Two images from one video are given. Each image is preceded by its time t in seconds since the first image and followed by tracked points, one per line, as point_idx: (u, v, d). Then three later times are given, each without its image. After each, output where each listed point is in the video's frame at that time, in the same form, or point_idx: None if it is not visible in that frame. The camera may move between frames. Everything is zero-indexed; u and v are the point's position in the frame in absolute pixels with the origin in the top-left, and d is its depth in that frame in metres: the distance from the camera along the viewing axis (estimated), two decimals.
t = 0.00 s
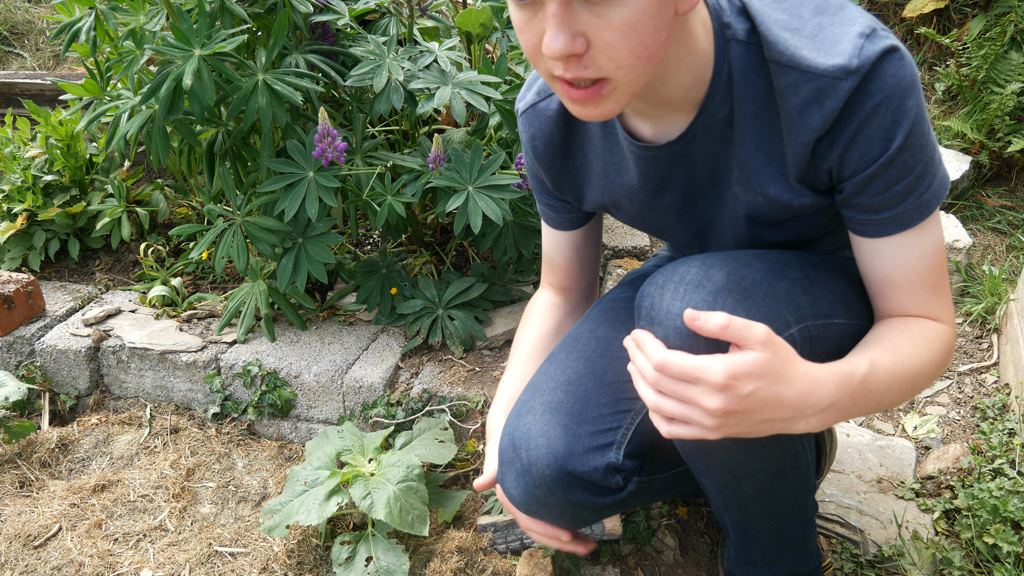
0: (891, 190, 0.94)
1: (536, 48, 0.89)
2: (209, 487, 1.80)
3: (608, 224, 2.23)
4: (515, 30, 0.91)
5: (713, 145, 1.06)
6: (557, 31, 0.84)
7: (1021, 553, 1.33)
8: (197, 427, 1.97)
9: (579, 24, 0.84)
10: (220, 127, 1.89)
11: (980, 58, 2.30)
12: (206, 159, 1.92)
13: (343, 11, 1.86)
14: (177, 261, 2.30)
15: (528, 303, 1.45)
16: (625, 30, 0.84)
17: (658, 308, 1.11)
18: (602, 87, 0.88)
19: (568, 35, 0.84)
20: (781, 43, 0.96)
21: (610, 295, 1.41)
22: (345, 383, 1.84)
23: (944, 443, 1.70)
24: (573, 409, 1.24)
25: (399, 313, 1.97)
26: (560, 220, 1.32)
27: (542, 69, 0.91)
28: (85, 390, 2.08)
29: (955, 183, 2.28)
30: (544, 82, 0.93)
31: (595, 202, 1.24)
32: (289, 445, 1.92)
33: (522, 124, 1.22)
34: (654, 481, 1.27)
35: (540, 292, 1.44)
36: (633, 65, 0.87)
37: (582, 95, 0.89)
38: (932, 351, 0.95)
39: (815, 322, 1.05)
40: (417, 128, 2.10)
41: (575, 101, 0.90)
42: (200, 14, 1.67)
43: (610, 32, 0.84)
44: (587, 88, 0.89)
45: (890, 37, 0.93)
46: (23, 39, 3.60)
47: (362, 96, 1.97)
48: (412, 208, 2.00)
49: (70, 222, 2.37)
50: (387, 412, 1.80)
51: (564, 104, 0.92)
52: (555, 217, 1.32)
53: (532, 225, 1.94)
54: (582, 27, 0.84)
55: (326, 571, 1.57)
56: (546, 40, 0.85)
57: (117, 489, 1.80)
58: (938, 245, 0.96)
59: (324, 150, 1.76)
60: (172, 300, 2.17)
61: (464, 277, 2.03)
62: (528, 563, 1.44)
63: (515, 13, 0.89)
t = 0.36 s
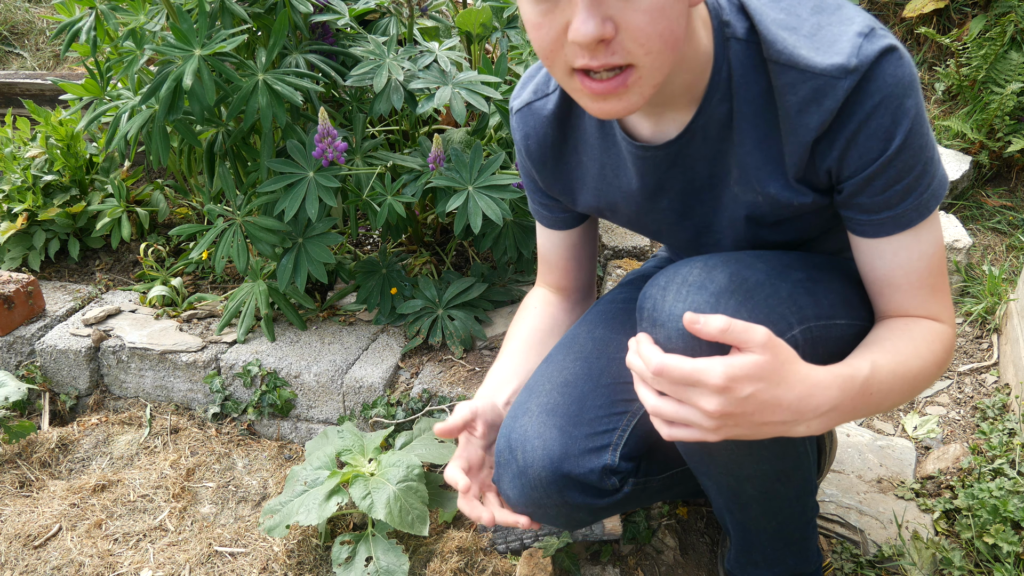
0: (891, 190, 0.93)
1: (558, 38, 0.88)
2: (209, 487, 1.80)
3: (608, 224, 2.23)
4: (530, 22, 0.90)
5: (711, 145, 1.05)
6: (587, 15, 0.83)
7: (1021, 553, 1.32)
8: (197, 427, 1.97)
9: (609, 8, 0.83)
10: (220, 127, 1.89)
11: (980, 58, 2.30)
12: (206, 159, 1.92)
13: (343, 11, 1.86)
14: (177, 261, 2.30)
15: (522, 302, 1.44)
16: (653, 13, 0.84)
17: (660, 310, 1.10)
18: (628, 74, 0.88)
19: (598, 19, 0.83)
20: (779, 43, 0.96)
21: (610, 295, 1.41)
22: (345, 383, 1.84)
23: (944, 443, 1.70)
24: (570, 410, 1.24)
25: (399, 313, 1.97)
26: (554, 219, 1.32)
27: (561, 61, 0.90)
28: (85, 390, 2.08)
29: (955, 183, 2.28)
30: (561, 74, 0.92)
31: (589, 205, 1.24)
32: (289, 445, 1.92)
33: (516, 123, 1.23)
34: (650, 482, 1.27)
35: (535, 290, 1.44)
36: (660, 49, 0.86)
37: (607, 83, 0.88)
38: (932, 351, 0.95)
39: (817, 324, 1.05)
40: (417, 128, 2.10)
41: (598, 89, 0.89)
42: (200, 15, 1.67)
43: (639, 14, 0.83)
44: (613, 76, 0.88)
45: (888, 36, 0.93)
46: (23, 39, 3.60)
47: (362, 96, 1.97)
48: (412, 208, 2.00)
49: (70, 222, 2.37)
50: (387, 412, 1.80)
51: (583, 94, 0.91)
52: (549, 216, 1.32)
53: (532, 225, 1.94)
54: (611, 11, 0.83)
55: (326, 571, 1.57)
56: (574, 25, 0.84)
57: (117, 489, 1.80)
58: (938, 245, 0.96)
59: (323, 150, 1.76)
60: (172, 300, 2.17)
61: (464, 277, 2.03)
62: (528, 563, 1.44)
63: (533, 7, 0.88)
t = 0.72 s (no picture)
0: (880, 183, 0.92)
1: (564, 35, 0.88)
2: (209, 487, 1.80)
3: (608, 224, 2.23)
4: (534, 19, 0.90)
5: (704, 143, 1.05)
6: (595, 12, 0.83)
7: (1021, 553, 1.32)
8: (197, 427, 1.97)
9: (616, 3, 0.83)
10: (220, 127, 1.89)
11: (980, 58, 2.30)
12: (206, 159, 1.92)
13: (344, 11, 1.85)
14: (177, 261, 2.30)
15: (512, 291, 1.44)
16: (659, 7, 0.84)
17: (652, 308, 1.09)
18: (634, 70, 0.88)
19: (606, 15, 0.83)
20: (766, 40, 0.96)
21: (610, 294, 1.42)
22: (345, 383, 1.84)
23: (944, 443, 1.70)
24: (572, 406, 1.24)
25: (400, 313, 1.97)
26: (542, 211, 1.32)
27: (566, 59, 0.90)
28: (84, 390, 2.07)
29: (955, 183, 2.28)
30: (565, 71, 0.92)
31: (582, 206, 1.23)
32: (289, 445, 1.92)
33: (510, 117, 1.23)
34: (653, 479, 1.25)
35: (523, 278, 1.43)
36: (666, 43, 0.87)
37: (613, 80, 0.89)
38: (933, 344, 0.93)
39: (812, 321, 1.05)
40: (417, 128, 2.10)
41: (603, 85, 0.89)
42: (200, 15, 1.67)
43: (646, 7, 0.83)
44: (618, 73, 0.88)
45: (873, 27, 0.94)
46: (23, 39, 3.60)
47: (362, 96, 1.97)
48: (412, 208, 2.00)
49: (70, 222, 2.37)
50: (387, 412, 1.80)
51: (589, 91, 0.91)
52: (536, 208, 1.32)
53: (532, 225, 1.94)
54: (618, 6, 0.83)
55: (326, 571, 1.57)
56: (582, 22, 0.84)
57: (117, 489, 1.80)
58: (938, 233, 0.93)
59: (324, 150, 1.76)
60: (172, 300, 2.17)
61: (464, 277, 2.03)
62: (528, 563, 1.44)
63: (537, 5, 0.88)
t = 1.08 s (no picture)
0: (873, 174, 0.92)
1: (553, 32, 0.88)
2: (209, 487, 1.80)
3: (608, 224, 2.23)
4: (524, 17, 0.90)
5: (700, 139, 1.04)
6: (582, 9, 0.84)
7: (1021, 553, 1.32)
8: (197, 427, 1.97)
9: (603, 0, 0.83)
10: (220, 127, 1.89)
11: (980, 58, 2.29)
12: (206, 159, 1.92)
13: (343, 11, 1.86)
14: (177, 261, 2.30)
15: (520, 303, 1.45)
16: (646, 5, 0.84)
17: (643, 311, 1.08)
18: (621, 69, 0.88)
19: (592, 12, 0.84)
20: (762, 33, 0.96)
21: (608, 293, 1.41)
22: (345, 383, 1.84)
23: (944, 443, 1.70)
24: (568, 407, 1.24)
25: (399, 313, 1.97)
26: (546, 215, 1.32)
27: (554, 57, 0.90)
28: (85, 390, 2.08)
29: (955, 183, 2.28)
30: (554, 69, 0.92)
31: (580, 203, 1.23)
32: (289, 445, 1.92)
33: (508, 116, 1.24)
34: (649, 480, 1.26)
35: (531, 291, 1.45)
36: (653, 43, 0.87)
37: (600, 78, 0.89)
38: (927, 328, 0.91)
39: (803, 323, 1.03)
40: (417, 128, 2.10)
41: (591, 82, 0.89)
42: (200, 14, 1.67)
43: (633, 6, 0.84)
44: (605, 70, 0.88)
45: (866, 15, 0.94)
46: (23, 39, 3.60)
47: (362, 96, 1.98)
48: (412, 208, 2.00)
49: (70, 222, 2.37)
50: (387, 412, 1.80)
51: (577, 86, 0.91)
52: (540, 211, 1.32)
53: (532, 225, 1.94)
54: (605, 4, 0.84)
55: (326, 571, 1.57)
56: (569, 19, 0.85)
57: (117, 489, 1.80)
58: (933, 226, 0.93)
59: (324, 150, 1.76)
60: (172, 300, 2.17)
61: (464, 277, 2.03)
62: (528, 563, 1.44)
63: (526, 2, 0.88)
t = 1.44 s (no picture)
0: (871, 170, 0.92)
1: (541, 22, 0.88)
2: (209, 487, 1.80)
3: (608, 224, 2.23)
4: (514, 6, 0.90)
5: (694, 132, 1.04)
6: None
7: (1021, 553, 1.32)
8: (197, 427, 1.97)
9: None
10: (220, 127, 1.89)
11: (980, 58, 2.29)
12: (206, 159, 1.92)
13: (343, 11, 1.86)
14: (177, 261, 2.30)
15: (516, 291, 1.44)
16: None
17: (635, 315, 1.08)
18: (607, 62, 0.88)
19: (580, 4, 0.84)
20: (755, 28, 0.96)
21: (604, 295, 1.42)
22: (345, 383, 1.84)
23: (944, 443, 1.70)
24: (565, 408, 1.24)
25: (399, 313, 1.97)
26: (543, 206, 1.32)
27: (541, 48, 0.90)
28: (85, 390, 2.08)
29: (955, 184, 2.28)
30: (541, 61, 0.92)
31: (577, 196, 1.23)
32: (289, 445, 1.93)
33: (504, 109, 1.23)
34: (647, 480, 1.26)
35: (526, 280, 1.43)
36: (639, 37, 0.87)
37: (587, 71, 0.89)
38: (929, 319, 0.93)
39: (797, 324, 1.04)
40: (417, 128, 2.10)
41: (577, 75, 0.89)
42: (200, 14, 1.67)
43: None
44: (591, 63, 0.88)
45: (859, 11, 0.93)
46: (23, 39, 3.60)
47: (362, 96, 1.98)
48: (412, 208, 2.00)
49: (70, 222, 2.37)
50: (387, 412, 1.80)
51: (563, 80, 0.91)
52: (537, 202, 1.32)
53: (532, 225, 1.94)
54: None
55: (326, 571, 1.57)
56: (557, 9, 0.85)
57: (117, 489, 1.80)
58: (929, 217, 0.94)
59: (324, 150, 1.76)
60: (172, 300, 2.17)
61: (464, 277, 2.03)
62: (528, 563, 1.44)
63: None
